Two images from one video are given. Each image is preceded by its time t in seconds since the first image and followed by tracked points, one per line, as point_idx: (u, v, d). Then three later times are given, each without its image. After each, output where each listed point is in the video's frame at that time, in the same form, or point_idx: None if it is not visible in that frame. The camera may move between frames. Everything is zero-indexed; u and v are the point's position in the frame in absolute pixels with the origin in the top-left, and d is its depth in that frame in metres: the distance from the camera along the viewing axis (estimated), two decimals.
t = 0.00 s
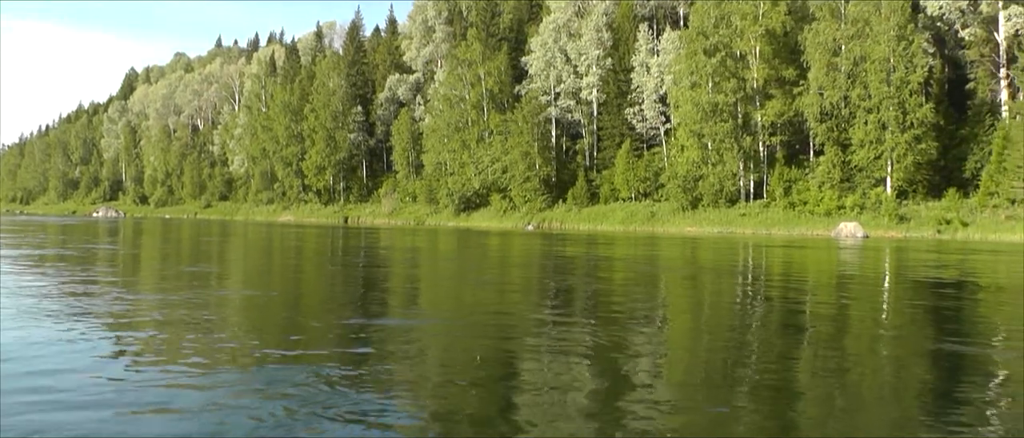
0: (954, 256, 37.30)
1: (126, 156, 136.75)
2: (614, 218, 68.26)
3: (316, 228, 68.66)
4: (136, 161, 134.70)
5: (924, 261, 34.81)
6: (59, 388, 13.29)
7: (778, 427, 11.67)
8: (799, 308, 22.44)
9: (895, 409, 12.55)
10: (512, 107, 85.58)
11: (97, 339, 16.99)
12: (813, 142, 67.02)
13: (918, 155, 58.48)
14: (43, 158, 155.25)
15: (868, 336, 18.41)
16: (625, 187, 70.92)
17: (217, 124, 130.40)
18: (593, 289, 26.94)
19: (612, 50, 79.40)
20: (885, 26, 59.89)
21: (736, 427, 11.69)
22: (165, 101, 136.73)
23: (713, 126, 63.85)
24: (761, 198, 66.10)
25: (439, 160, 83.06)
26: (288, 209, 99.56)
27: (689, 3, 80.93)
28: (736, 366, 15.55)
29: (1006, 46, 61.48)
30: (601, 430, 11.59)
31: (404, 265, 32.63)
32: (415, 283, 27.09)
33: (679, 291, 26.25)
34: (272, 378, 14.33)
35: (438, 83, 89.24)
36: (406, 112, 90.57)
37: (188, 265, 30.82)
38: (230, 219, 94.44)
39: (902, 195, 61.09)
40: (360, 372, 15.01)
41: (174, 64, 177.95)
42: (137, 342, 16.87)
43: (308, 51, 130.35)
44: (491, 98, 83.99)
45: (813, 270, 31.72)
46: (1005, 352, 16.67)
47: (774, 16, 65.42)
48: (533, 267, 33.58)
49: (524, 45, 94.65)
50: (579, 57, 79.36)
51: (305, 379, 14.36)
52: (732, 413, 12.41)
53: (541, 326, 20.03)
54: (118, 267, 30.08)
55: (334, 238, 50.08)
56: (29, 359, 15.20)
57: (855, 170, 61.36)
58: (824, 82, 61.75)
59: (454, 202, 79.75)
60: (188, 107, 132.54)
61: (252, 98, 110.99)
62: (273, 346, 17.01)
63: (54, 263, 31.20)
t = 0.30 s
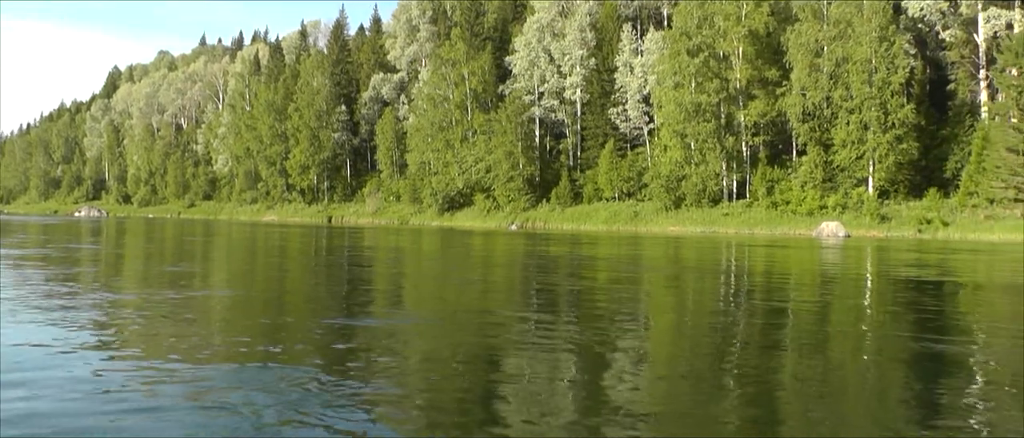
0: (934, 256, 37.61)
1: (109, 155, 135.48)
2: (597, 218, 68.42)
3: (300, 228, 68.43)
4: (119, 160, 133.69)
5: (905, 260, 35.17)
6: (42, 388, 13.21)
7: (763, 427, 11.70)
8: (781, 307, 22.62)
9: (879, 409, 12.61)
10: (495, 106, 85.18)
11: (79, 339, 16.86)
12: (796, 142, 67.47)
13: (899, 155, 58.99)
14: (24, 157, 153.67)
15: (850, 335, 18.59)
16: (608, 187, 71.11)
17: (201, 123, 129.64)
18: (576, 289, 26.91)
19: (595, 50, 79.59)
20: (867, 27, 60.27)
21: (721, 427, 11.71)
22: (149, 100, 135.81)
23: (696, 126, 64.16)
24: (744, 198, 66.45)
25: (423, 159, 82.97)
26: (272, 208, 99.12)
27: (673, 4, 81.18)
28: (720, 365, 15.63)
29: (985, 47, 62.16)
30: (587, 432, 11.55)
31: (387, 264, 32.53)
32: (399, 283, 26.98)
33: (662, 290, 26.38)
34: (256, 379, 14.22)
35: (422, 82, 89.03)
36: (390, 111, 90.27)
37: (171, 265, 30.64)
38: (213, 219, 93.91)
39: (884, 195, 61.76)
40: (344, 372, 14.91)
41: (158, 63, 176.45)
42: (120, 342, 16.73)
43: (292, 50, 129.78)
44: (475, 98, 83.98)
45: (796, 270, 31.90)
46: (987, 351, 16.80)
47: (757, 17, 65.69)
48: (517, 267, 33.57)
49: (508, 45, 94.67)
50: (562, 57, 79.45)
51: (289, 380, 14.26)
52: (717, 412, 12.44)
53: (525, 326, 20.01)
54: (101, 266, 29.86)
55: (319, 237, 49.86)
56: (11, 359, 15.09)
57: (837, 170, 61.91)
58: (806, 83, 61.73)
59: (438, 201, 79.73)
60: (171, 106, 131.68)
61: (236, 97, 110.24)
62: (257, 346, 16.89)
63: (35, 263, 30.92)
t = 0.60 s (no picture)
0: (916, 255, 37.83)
1: (93, 154, 134.32)
2: (583, 218, 68.56)
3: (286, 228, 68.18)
4: (103, 159, 132.64)
5: (888, 260, 35.41)
6: (26, 389, 13.13)
7: (746, 426, 11.75)
8: (767, 307, 22.73)
9: (861, 408, 12.69)
10: (481, 106, 85.44)
11: (63, 340, 16.76)
12: (781, 142, 67.87)
13: (884, 156, 59.42)
14: (7, 155, 152.19)
15: (835, 333, 18.74)
16: (593, 187, 71.27)
17: (186, 122, 128.94)
18: (562, 289, 26.83)
19: (581, 50, 79.77)
20: (851, 28, 60.59)
21: (704, 425, 11.78)
22: (134, 99, 135.00)
23: (681, 126, 64.41)
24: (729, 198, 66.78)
25: (409, 159, 82.83)
26: (258, 207, 98.71)
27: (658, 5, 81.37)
28: (705, 364, 15.71)
29: (968, 48, 62.89)
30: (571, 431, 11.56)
31: (373, 264, 32.44)
32: (385, 283, 26.84)
33: (648, 289, 26.43)
34: (243, 379, 14.15)
35: (408, 82, 88.76)
36: (376, 111, 90.01)
37: (156, 265, 30.43)
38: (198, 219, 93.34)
39: (868, 195, 62.27)
40: (330, 372, 14.83)
41: (143, 61, 175.11)
42: (108, 342, 16.64)
43: (278, 48, 129.22)
44: (461, 97, 83.97)
45: (781, 269, 32.06)
46: (970, 350, 16.89)
47: (742, 18, 65.94)
48: (503, 267, 33.52)
49: (494, 45, 94.66)
50: (548, 57, 79.52)
51: (276, 380, 14.17)
52: (699, 411, 12.50)
53: (511, 326, 19.96)
54: (85, 266, 29.65)
55: (305, 237, 49.64)
56: None
57: (822, 169, 62.40)
58: (791, 83, 62.39)
59: (423, 201, 79.57)
60: (156, 104, 130.82)
61: (221, 95, 109.59)
62: (242, 347, 16.78)
63: (18, 263, 30.64)
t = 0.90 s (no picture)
0: (897, 255, 38.11)
1: (74, 153, 132.98)
2: (566, 217, 68.66)
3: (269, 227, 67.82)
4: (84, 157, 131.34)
5: (869, 259, 35.66)
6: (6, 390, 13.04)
7: (728, 427, 11.76)
8: (749, 306, 22.82)
9: (841, 407, 12.73)
10: (465, 106, 86.15)
11: (43, 340, 16.59)
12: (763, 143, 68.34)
13: (865, 156, 59.98)
14: None
15: (816, 333, 18.86)
16: (577, 186, 71.47)
17: (170, 120, 128.05)
18: (545, 289, 26.74)
19: (564, 50, 79.93)
20: (833, 29, 61.02)
21: (685, 426, 11.78)
22: (116, 97, 133.89)
23: (664, 127, 64.69)
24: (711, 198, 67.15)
25: (393, 158, 82.56)
26: (242, 207, 98.20)
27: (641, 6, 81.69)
28: (688, 364, 15.78)
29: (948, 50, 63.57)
30: (552, 432, 11.51)
31: (357, 264, 32.34)
32: (369, 283, 26.71)
33: (632, 289, 26.47)
34: (224, 380, 14.01)
35: (392, 81, 88.42)
36: (360, 110, 89.71)
37: (138, 264, 30.14)
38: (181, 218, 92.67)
39: (849, 195, 62.89)
40: (311, 373, 14.72)
41: (127, 59, 173.52)
42: (87, 344, 16.43)
43: (262, 47, 128.55)
44: (444, 97, 83.86)
45: (763, 269, 32.18)
46: (949, 350, 17.03)
47: (724, 19, 66.29)
48: (487, 266, 33.50)
49: (478, 45, 94.65)
50: (532, 57, 79.57)
51: (257, 381, 14.03)
52: (681, 411, 12.51)
53: (495, 326, 19.90)
54: (66, 266, 29.34)
55: (289, 236, 49.37)
56: None
57: (804, 170, 62.87)
58: (774, 84, 62.62)
59: (407, 201, 79.38)
60: (139, 103, 129.78)
61: (204, 94, 108.87)
62: (225, 347, 16.66)
63: None
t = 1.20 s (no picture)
0: (881, 255, 38.37)
1: (58, 152, 131.75)
2: (550, 217, 68.76)
3: (255, 226, 67.59)
4: (68, 156, 130.16)
5: (852, 260, 35.89)
6: None
7: (711, 427, 11.79)
8: (733, 306, 22.95)
9: (825, 407, 12.81)
10: (450, 106, 85.45)
11: (24, 341, 16.45)
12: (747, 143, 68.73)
13: (848, 157, 60.50)
14: None
15: (800, 333, 18.97)
16: (562, 186, 71.68)
17: (155, 119, 127.16)
18: (530, 289, 26.71)
19: (549, 50, 79.95)
20: (817, 31, 61.47)
21: (669, 426, 11.79)
22: (101, 95, 132.96)
23: (649, 127, 64.97)
24: (696, 198, 67.47)
25: (378, 158, 82.32)
26: (227, 206, 97.66)
27: (626, 6, 81.98)
28: (672, 363, 15.82)
29: (931, 52, 64.16)
30: (536, 432, 11.50)
31: (343, 263, 32.31)
32: (354, 283, 26.63)
33: (616, 289, 26.54)
34: (209, 381, 13.91)
35: (377, 81, 88.17)
36: (345, 110, 89.47)
37: (123, 264, 29.93)
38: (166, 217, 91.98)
39: (833, 195, 63.38)
40: (296, 374, 14.63)
41: (111, 58, 172.11)
42: (71, 345, 16.28)
43: (248, 46, 127.88)
44: (430, 96, 83.67)
45: (747, 269, 32.30)
46: (930, 349, 17.19)
47: (709, 20, 66.64)
48: (472, 266, 33.49)
49: (464, 45, 94.61)
50: (517, 57, 79.53)
51: (242, 382, 13.94)
52: (665, 411, 12.53)
53: (480, 326, 19.88)
54: (49, 267, 29.06)
55: (274, 236, 49.16)
56: None
57: (788, 170, 63.24)
58: (758, 85, 62.97)
59: (392, 200, 79.22)
60: (124, 102, 128.83)
61: (190, 93, 108.24)
62: (210, 348, 16.54)
63: None
